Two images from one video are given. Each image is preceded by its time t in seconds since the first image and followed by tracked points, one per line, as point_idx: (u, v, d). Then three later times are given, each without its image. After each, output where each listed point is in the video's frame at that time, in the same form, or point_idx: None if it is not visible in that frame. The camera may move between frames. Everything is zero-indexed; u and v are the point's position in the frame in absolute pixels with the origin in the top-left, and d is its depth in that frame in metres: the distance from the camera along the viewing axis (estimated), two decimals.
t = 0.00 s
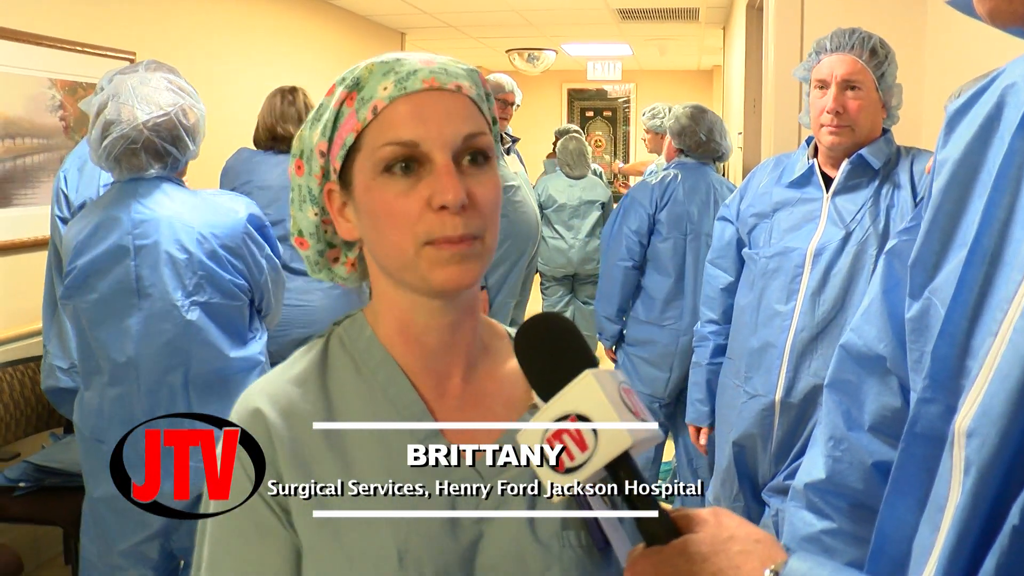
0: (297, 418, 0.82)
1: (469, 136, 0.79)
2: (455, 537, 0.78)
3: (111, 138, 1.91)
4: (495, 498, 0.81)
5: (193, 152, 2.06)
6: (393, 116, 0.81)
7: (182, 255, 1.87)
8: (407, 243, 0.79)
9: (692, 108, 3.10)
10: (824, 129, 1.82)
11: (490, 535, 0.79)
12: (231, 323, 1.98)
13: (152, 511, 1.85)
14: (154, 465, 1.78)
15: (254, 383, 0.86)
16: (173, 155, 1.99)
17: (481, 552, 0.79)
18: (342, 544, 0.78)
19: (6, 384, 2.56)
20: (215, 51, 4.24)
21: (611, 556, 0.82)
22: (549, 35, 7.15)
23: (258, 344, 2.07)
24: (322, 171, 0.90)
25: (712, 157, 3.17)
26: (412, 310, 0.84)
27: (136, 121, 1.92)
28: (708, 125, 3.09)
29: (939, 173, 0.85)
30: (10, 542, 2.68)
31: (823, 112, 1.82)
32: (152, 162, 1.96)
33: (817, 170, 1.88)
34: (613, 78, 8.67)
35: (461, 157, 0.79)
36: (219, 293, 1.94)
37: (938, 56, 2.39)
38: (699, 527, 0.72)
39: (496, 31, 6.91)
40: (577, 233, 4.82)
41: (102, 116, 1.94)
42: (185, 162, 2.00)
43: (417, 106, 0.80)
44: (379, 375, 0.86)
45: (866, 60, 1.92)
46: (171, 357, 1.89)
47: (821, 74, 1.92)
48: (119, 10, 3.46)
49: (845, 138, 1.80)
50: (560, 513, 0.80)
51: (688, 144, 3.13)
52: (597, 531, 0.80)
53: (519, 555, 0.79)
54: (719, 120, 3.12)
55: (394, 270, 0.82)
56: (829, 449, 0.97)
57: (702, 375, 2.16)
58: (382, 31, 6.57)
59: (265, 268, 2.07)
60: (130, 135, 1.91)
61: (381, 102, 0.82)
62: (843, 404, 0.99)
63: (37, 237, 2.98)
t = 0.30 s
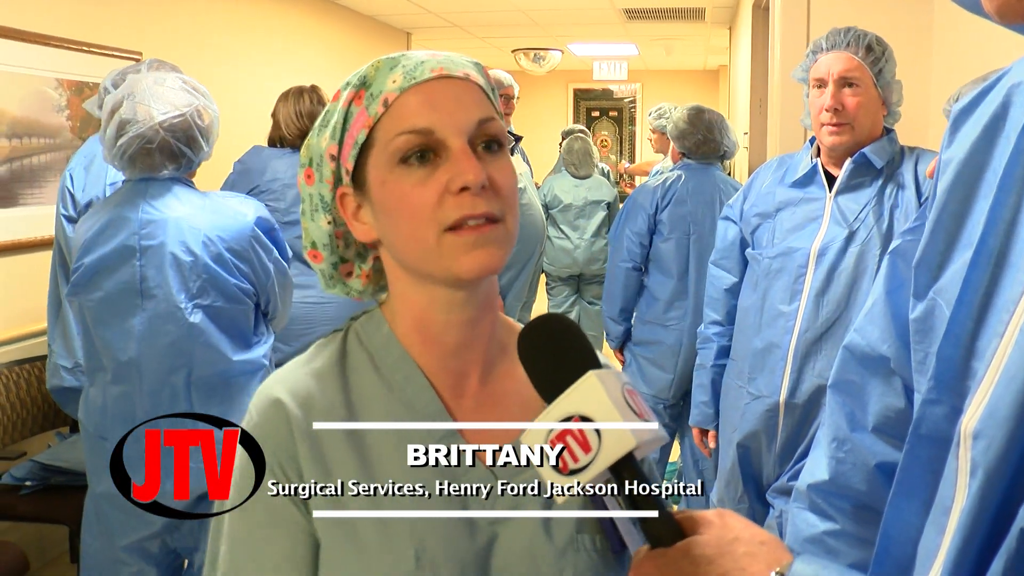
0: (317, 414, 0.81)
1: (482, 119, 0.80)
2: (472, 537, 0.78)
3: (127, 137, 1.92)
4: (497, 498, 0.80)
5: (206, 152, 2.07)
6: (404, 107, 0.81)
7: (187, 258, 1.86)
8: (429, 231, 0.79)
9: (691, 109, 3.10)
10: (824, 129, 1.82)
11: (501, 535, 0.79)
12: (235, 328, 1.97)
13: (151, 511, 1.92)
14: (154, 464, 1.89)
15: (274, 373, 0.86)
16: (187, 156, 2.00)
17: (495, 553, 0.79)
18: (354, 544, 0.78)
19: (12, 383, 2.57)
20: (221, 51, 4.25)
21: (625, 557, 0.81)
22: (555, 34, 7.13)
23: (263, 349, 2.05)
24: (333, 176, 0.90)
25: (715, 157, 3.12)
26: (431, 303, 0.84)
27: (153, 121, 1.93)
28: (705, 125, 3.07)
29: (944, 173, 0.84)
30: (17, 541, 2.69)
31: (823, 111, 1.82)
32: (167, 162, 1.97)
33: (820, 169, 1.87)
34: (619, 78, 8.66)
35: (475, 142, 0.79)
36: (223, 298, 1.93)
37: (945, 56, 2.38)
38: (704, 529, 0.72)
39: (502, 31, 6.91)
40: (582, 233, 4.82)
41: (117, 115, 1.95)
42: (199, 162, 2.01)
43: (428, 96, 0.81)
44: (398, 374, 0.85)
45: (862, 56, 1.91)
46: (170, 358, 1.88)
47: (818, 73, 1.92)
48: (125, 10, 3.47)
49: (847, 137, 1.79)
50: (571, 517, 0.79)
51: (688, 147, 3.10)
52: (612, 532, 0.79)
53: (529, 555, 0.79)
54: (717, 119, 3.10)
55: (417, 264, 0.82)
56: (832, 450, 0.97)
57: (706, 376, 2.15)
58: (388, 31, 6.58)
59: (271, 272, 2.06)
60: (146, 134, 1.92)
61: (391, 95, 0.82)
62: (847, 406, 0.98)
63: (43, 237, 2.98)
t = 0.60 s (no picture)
0: (328, 418, 0.82)
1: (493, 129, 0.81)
2: (481, 541, 0.78)
3: (161, 140, 1.94)
4: (497, 499, 0.80)
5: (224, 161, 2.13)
6: (415, 119, 0.81)
7: (175, 266, 1.86)
8: (448, 240, 0.79)
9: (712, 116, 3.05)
10: (825, 132, 1.82)
11: (506, 539, 0.79)
12: (225, 339, 1.97)
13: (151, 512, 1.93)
14: (154, 464, 1.93)
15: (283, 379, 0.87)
16: (210, 163, 2.06)
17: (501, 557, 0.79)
18: (360, 545, 0.78)
19: (15, 387, 2.57)
20: (223, 56, 4.26)
21: (630, 558, 0.82)
22: (558, 39, 7.15)
23: (257, 362, 2.05)
24: (337, 188, 0.90)
25: (726, 167, 3.13)
26: (441, 310, 0.84)
27: (187, 126, 1.97)
28: (728, 135, 3.03)
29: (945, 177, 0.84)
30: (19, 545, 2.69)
31: (823, 114, 1.82)
32: (192, 168, 2.01)
33: (821, 172, 1.87)
34: (621, 83, 8.68)
35: (487, 152, 0.80)
36: (209, 309, 1.91)
37: (947, 59, 2.38)
38: (708, 529, 0.72)
39: (505, 35, 6.92)
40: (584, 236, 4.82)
41: (148, 117, 1.96)
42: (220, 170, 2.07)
43: (438, 107, 0.81)
44: (403, 381, 0.85)
45: (861, 59, 1.91)
46: (158, 361, 1.88)
47: (818, 76, 1.92)
48: (127, 15, 3.48)
49: (848, 141, 1.79)
50: (577, 521, 0.79)
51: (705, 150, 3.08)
52: (616, 534, 0.80)
53: (535, 557, 0.79)
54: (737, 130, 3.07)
55: (432, 273, 0.82)
56: (833, 455, 0.97)
57: (707, 380, 2.15)
58: (390, 34, 6.58)
59: (271, 286, 2.04)
60: (180, 139, 1.96)
61: (402, 106, 0.82)
62: (848, 411, 0.98)
63: (46, 242, 2.99)
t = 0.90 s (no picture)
0: (328, 420, 0.82)
1: (495, 144, 0.80)
2: (482, 540, 0.78)
3: (167, 140, 1.94)
4: (497, 498, 0.80)
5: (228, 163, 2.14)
6: (418, 131, 0.81)
7: (173, 266, 1.86)
8: (446, 256, 0.79)
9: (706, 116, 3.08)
10: (826, 130, 1.82)
11: (508, 537, 0.79)
12: (224, 341, 1.97)
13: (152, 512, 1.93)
14: (154, 463, 1.92)
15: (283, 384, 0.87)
16: (215, 165, 2.06)
17: (503, 556, 0.79)
18: (361, 544, 0.78)
19: (17, 387, 2.58)
20: (225, 57, 4.27)
21: (631, 556, 0.82)
22: (558, 39, 7.15)
23: (257, 363, 2.05)
24: (336, 192, 0.90)
25: (720, 168, 3.14)
26: (439, 317, 0.85)
27: (196, 127, 1.98)
28: (721, 136, 3.06)
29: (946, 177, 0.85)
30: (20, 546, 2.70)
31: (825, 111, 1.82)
32: (198, 169, 2.01)
33: (821, 172, 1.87)
34: (622, 83, 8.68)
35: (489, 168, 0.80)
36: (208, 310, 1.91)
37: (948, 60, 2.38)
38: (712, 527, 0.72)
39: (506, 36, 6.92)
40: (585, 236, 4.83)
41: (155, 118, 1.97)
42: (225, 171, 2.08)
43: (442, 121, 0.81)
44: (403, 383, 0.85)
45: (864, 58, 1.91)
46: (156, 363, 1.88)
47: (821, 75, 1.92)
48: (129, 15, 3.48)
49: (848, 140, 1.79)
50: (578, 521, 0.79)
51: (700, 152, 3.09)
52: (617, 531, 0.80)
53: (537, 557, 0.79)
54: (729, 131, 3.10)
55: (429, 286, 0.82)
56: (836, 456, 0.97)
57: (708, 380, 2.15)
58: (391, 34, 6.59)
59: (271, 286, 2.04)
60: (188, 140, 1.97)
61: (404, 118, 0.81)
62: (852, 413, 0.98)
63: (48, 242, 2.99)
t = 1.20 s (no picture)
0: (327, 418, 0.81)
1: (476, 141, 0.80)
2: (477, 539, 0.78)
3: (151, 136, 1.93)
4: (497, 498, 0.80)
5: (228, 158, 2.09)
6: (401, 129, 0.81)
7: (182, 263, 1.86)
8: (426, 255, 0.79)
9: (687, 115, 3.07)
10: (830, 131, 1.82)
11: (505, 538, 0.79)
12: (230, 338, 1.97)
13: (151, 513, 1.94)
14: (154, 462, 1.93)
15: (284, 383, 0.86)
16: (209, 160, 2.02)
17: (498, 556, 0.79)
18: (359, 543, 0.78)
19: (17, 386, 2.58)
20: (226, 57, 4.27)
21: (630, 559, 0.81)
22: (559, 39, 7.16)
23: (263, 360, 2.05)
24: (335, 193, 0.90)
25: (705, 166, 3.12)
26: (431, 318, 0.84)
27: (180, 122, 1.96)
28: (703, 135, 3.05)
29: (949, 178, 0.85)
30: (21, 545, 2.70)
31: (830, 111, 1.82)
32: (189, 164, 1.98)
33: (823, 172, 1.87)
34: (623, 82, 8.68)
35: (470, 166, 0.80)
36: (216, 307, 1.91)
37: (949, 59, 2.38)
38: (713, 526, 0.72)
39: (506, 35, 6.92)
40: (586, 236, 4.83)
41: (142, 116, 1.97)
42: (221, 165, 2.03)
43: (424, 119, 0.81)
44: (402, 383, 0.86)
45: (869, 59, 1.91)
46: (164, 360, 1.88)
47: (827, 75, 1.92)
48: (130, 14, 3.49)
49: (853, 140, 1.79)
50: (575, 522, 0.79)
51: (683, 154, 3.08)
52: (614, 533, 0.80)
53: (535, 556, 0.79)
54: (712, 130, 3.09)
55: (414, 285, 0.82)
56: (839, 457, 0.97)
57: (710, 379, 2.14)
58: (392, 34, 6.60)
59: (276, 282, 2.05)
60: (172, 134, 1.94)
61: (387, 118, 0.81)
62: (855, 413, 0.98)
63: (50, 241, 3.00)
